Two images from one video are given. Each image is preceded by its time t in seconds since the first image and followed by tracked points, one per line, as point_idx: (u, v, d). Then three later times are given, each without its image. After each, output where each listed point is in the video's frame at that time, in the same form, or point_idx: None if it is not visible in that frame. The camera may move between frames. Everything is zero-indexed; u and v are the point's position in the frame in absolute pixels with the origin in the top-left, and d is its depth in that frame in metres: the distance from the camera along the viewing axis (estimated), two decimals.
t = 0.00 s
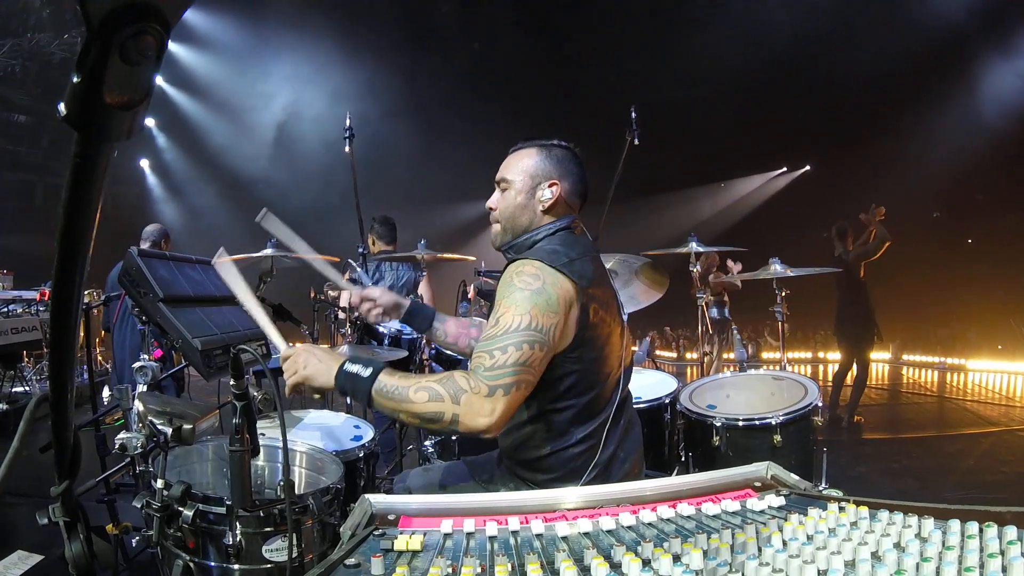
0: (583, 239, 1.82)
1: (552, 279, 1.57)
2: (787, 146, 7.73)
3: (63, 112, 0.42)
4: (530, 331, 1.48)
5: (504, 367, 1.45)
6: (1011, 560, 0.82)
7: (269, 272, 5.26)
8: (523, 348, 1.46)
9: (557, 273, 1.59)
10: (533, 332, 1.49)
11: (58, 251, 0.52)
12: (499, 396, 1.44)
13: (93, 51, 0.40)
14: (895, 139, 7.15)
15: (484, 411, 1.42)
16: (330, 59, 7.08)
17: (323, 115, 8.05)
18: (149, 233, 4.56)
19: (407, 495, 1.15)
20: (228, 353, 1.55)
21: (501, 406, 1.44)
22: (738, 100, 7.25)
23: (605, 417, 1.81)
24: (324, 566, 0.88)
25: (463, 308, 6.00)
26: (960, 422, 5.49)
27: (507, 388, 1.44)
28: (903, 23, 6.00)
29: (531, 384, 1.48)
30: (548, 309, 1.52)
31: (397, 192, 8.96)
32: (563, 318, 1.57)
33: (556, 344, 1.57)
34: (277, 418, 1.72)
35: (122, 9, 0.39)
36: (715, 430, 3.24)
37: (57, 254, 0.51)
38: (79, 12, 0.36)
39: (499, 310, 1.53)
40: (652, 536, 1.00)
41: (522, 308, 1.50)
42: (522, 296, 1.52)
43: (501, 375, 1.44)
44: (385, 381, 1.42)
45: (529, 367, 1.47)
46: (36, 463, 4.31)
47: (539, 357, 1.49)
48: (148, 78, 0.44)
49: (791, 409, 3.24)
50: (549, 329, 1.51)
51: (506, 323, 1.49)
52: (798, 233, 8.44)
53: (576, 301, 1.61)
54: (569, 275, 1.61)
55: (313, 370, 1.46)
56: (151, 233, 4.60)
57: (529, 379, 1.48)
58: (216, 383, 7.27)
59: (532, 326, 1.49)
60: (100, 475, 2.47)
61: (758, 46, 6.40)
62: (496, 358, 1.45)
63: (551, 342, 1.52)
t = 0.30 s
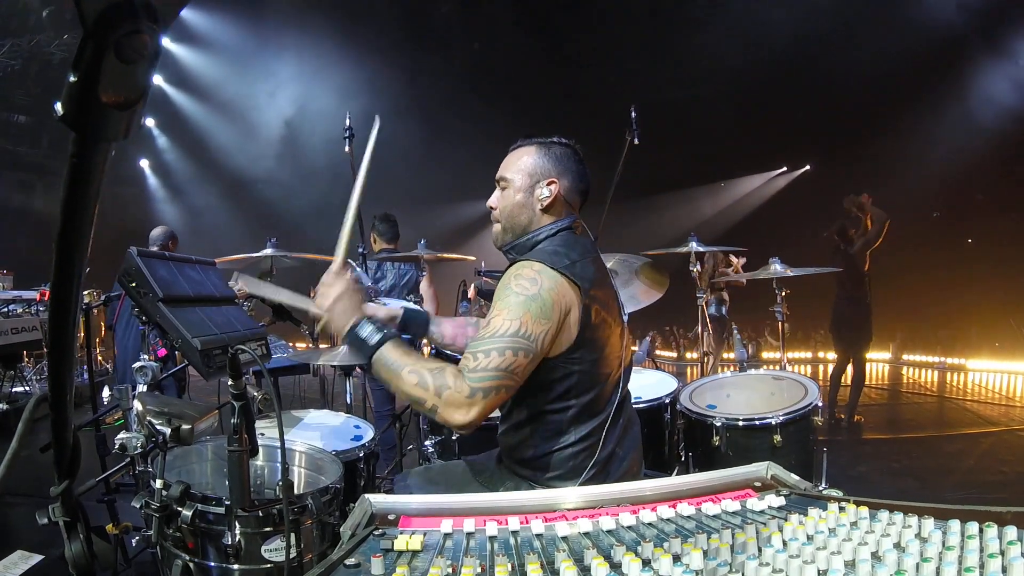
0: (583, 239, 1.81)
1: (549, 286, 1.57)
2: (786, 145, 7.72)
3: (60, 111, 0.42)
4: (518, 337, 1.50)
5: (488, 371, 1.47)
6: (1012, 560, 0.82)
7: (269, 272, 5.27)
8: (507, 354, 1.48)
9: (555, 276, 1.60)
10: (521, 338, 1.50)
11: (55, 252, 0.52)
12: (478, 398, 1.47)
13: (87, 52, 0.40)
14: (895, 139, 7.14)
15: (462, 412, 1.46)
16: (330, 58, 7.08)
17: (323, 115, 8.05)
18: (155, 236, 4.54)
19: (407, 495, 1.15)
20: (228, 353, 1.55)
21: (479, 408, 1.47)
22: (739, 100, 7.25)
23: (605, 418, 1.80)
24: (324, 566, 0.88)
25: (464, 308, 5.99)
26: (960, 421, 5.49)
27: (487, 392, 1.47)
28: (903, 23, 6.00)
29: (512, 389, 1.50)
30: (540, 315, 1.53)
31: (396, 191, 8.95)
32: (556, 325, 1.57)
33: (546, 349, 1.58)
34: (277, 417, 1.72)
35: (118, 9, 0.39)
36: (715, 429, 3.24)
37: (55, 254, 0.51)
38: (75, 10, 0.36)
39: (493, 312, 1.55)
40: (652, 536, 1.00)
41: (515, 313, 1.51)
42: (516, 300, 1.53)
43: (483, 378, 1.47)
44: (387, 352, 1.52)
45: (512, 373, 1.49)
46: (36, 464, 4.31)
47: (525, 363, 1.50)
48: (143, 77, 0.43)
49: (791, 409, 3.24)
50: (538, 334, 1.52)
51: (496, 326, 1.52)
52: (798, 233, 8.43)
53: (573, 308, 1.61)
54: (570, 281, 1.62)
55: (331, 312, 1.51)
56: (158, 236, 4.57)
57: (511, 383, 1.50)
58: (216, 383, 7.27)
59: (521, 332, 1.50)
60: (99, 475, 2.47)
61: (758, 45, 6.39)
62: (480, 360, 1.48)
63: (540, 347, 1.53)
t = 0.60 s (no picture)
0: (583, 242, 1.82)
1: (543, 280, 1.56)
2: (786, 145, 7.71)
3: (59, 111, 0.42)
4: (514, 329, 1.49)
5: (483, 362, 1.46)
6: (1012, 560, 0.82)
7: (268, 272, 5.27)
8: (504, 345, 1.47)
9: (549, 272, 1.59)
10: (516, 331, 1.49)
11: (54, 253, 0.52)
12: (473, 389, 1.45)
13: (86, 51, 0.40)
14: (896, 139, 7.14)
15: (458, 403, 1.45)
16: (330, 58, 7.07)
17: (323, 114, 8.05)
18: (154, 233, 4.53)
19: (407, 495, 1.15)
20: (228, 353, 1.55)
21: (475, 399, 1.45)
22: (739, 100, 7.24)
23: (605, 415, 1.80)
24: (324, 566, 0.88)
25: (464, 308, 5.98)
26: (960, 421, 5.50)
27: (483, 383, 1.45)
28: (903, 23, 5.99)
29: (509, 382, 1.49)
30: (534, 308, 1.52)
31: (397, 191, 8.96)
32: (550, 318, 1.56)
33: (542, 343, 1.57)
34: (276, 417, 1.72)
35: (116, 7, 0.39)
36: (715, 429, 3.24)
37: (54, 253, 0.52)
38: (74, 9, 0.36)
39: (488, 307, 1.55)
40: (652, 536, 1.00)
41: (509, 306, 1.51)
42: (510, 295, 1.53)
43: (479, 369, 1.46)
44: (376, 368, 1.48)
45: (508, 365, 1.47)
46: (36, 463, 4.31)
47: (521, 356, 1.49)
48: (142, 77, 0.43)
49: (791, 409, 3.24)
50: (534, 327, 1.51)
51: (491, 320, 1.51)
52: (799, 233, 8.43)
53: (567, 303, 1.60)
54: (565, 277, 1.61)
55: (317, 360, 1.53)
56: (155, 233, 4.57)
57: (507, 375, 1.48)
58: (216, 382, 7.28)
59: (517, 325, 1.49)
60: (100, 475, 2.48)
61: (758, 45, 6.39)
62: (476, 352, 1.47)
63: (536, 340, 1.52)
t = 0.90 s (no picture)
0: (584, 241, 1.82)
1: (538, 268, 1.61)
2: (786, 146, 7.72)
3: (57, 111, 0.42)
4: (510, 313, 1.53)
5: (483, 341, 1.49)
6: (1011, 561, 0.82)
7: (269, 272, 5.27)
8: (501, 327, 1.51)
9: (543, 262, 1.64)
10: (513, 314, 1.53)
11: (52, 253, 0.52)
12: (471, 366, 1.48)
13: (84, 51, 0.41)
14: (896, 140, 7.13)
15: (455, 379, 1.47)
16: (330, 58, 7.07)
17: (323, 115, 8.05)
18: (159, 233, 4.56)
19: (407, 495, 1.15)
20: (228, 353, 1.55)
21: (472, 376, 1.48)
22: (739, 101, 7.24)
23: (600, 408, 1.80)
24: (324, 566, 0.88)
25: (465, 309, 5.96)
26: (961, 422, 5.49)
27: (480, 362, 1.49)
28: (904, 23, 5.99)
29: (505, 363, 1.52)
30: (530, 293, 1.56)
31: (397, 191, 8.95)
32: (544, 305, 1.60)
33: (535, 331, 1.60)
34: (276, 417, 1.72)
35: (112, 8, 0.39)
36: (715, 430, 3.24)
37: (52, 255, 0.51)
38: (74, 10, 0.37)
39: (484, 294, 1.59)
40: (652, 537, 1.00)
41: (506, 291, 1.55)
42: (507, 281, 1.57)
43: (478, 347, 1.49)
44: (377, 343, 1.54)
45: (505, 346, 1.51)
46: (36, 463, 4.31)
47: (517, 338, 1.53)
48: (141, 77, 0.44)
49: (791, 409, 3.24)
50: (530, 312, 1.56)
51: (489, 304, 1.55)
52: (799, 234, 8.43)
53: (559, 292, 1.63)
54: (555, 268, 1.63)
55: (317, 330, 1.61)
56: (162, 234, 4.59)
57: (504, 357, 1.52)
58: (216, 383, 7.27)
59: (513, 308, 1.54)
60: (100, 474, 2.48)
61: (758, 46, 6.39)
62: (475, 332, 1.50)
63: (531, 325, 1.56)
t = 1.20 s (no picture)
0: (569, 242, 1.82)
1: (515, 280, 1.64)
2: (786, 145, 7.71)
3: (54, 110, 0.42)
4: (484, 326, 1.58)
5: (455, 356, 1.56)
6: (1011, 561, 0.82)
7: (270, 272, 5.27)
8: (474, 341, 1.57)
9: (518, 272, 1.66)
10: (487, 328, 1.58)
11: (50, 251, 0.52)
12: (443, 380, 1.56)
13: (81, 47, 0.40)
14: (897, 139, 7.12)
15: (429, 391, 1.56)
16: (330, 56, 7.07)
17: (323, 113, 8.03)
18: (158, 232, 4.59)
19: (407, 495, 1.15)
20: (228, 352, 1.55)
21: (445, 388, 1.56)
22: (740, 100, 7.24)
23: (592, 410, 1.78)
24: (324, 566, 0.88)
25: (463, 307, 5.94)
26: (961, 422, 5.49)
27: (454, 375, 1.56)
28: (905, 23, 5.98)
29: (479, 375, 1.59)
30: (504, 307, 1.60)
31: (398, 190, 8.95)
32: (520, 317, 1.64)
33: (511, 342, 1.65)
34: (276, 417, 1.72)
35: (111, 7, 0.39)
36: (716, 429, 3.24)
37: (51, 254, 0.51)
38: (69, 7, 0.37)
39: (461, 305, 1.64)
40: (652, 537, 1.00)
41: (481, 305, 1.60)
42: (482, 293, 1.61)
43: (450, 362, 1.56)
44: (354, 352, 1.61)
45: (478, 360, 1.57)
46: (37, 462, 4.31)
47: (492, 351, 1.58)
48: (139, 76, 0.44)
49: (791, 409, 3.24)
50: (503, 325, 1.60)
51: (465, 316, 1.61)
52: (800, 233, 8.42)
53: (536, 302, 1.66)
54: (530, 277, 1.65)
55: (309, 309, 1.64)
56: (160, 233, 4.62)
57: (478, 369, 1.58)
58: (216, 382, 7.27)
59: (488, 322, 1.58)
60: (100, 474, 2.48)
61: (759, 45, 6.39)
62: (449, 346, 1.57)
63: (505, 337, 1.61)
